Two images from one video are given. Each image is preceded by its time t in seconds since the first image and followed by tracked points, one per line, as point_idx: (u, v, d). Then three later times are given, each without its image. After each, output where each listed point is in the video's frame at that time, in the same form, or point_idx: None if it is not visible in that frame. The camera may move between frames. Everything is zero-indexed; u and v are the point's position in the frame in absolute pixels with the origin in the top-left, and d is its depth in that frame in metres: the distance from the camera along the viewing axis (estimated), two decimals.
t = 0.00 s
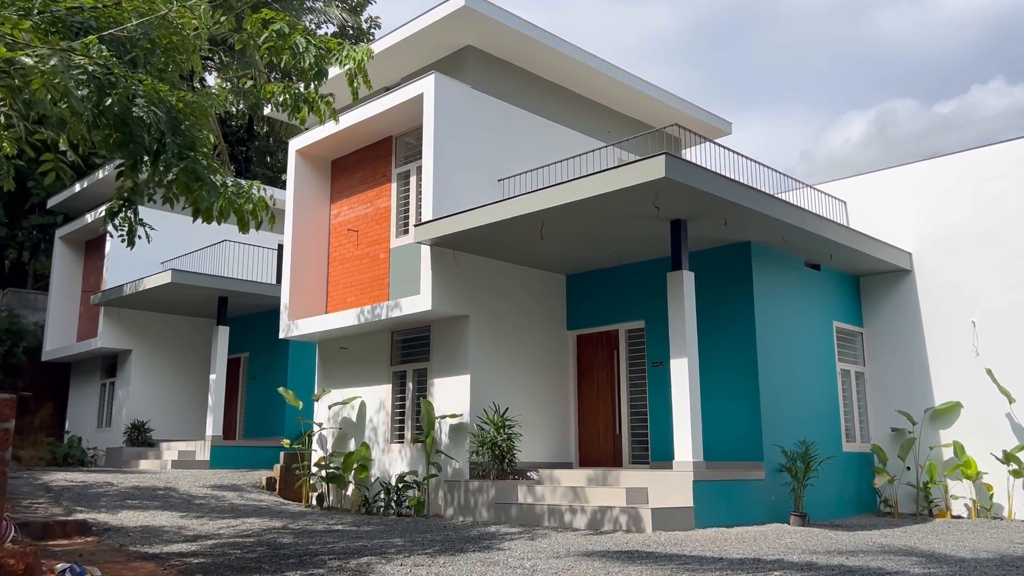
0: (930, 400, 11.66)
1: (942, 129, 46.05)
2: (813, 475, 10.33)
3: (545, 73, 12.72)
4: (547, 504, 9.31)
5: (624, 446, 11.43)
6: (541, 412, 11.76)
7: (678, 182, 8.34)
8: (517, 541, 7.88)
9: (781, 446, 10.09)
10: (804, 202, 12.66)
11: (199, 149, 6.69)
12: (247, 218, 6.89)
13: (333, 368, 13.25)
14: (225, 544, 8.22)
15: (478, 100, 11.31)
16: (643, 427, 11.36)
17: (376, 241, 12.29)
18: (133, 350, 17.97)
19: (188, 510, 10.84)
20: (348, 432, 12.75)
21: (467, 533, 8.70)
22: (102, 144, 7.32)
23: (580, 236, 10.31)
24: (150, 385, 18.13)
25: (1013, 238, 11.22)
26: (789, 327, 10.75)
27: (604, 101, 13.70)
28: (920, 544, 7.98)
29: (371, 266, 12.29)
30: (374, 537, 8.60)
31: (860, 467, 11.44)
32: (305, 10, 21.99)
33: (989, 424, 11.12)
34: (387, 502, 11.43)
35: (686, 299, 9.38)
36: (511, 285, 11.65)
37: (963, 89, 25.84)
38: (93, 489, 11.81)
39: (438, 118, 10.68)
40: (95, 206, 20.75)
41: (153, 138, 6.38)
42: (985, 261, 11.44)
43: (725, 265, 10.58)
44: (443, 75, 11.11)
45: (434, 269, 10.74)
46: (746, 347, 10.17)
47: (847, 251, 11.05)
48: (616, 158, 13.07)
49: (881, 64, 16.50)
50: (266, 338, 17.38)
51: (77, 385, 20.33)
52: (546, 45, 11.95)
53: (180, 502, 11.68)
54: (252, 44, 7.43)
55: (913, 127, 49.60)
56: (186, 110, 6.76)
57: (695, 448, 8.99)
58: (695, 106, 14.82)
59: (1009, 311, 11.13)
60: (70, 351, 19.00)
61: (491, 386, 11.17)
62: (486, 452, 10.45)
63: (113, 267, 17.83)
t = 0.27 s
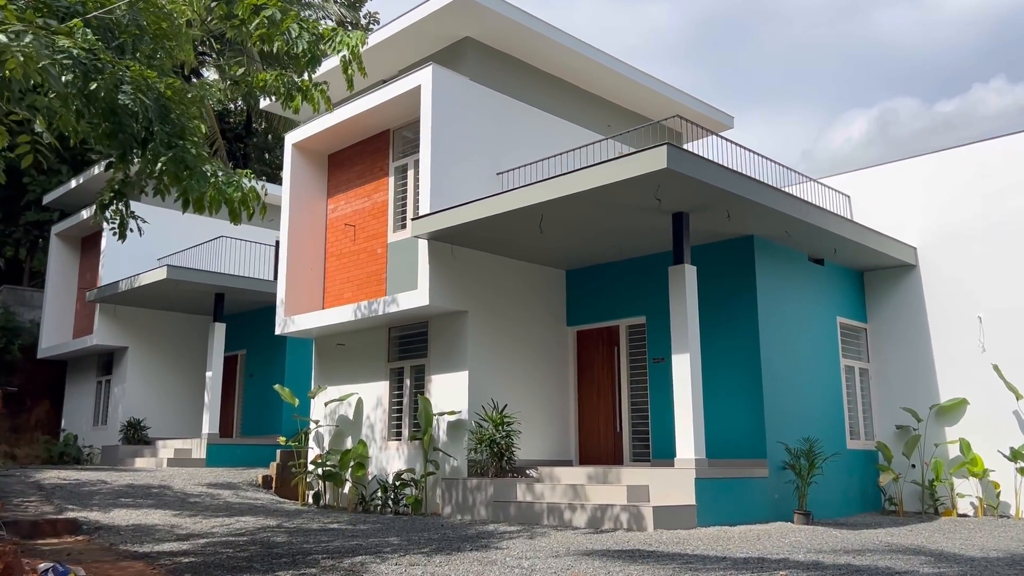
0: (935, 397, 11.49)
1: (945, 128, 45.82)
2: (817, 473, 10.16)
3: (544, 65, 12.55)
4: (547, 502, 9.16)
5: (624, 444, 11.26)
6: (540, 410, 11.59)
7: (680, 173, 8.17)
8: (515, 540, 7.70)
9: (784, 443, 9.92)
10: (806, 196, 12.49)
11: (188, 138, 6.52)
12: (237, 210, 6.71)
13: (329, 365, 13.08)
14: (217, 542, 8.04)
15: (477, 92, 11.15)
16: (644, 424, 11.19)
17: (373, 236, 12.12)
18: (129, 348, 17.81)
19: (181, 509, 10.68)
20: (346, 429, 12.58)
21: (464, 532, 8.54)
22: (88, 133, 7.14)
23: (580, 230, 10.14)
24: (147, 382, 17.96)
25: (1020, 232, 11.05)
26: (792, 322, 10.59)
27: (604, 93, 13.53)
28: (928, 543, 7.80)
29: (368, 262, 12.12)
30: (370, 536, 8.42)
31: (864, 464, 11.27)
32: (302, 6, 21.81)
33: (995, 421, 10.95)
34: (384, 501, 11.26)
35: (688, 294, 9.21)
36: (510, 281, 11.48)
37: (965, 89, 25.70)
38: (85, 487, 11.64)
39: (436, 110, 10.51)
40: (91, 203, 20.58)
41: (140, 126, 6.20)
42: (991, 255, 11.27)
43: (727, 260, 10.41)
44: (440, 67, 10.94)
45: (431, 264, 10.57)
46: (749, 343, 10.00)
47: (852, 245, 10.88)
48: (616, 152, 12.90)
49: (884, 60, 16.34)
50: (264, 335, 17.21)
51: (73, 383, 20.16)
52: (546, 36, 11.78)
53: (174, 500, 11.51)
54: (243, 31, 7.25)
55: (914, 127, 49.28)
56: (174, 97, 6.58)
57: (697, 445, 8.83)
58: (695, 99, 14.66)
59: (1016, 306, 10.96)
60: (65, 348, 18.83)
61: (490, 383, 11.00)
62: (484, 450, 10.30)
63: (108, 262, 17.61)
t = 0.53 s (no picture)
0: (942, 393, 11.31)
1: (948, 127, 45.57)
2: (822, 471, 9.99)
3: (544, 57, 12.37)
4: (548, 501, 8.99)
5: (626, 441, 11.09)
6: (540, 407, 11.41)
7: (684, 164, 7.99)
8: (516, 539, 7.53)
9: (789, 440, 9.75)
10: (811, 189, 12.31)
11: (179, 126, 6.34)
12: (230, 200, 6.54)
13: (327, 362, 12.90)
14: (211, 542, 7.87)
15: (476, 83, 10.97)
16: (646, 422, 11.02)
17: (371, 231, 11.94)
18: (126, 345, 17.64)
19: (176, 507, 10.51)
20: (343, 427, 12.41)
21: (463, 531, 8.36)
22: (77, 121, 6.96)
23: (581, 223, 9.96)
24: (143, 380, 17.80)
25: None
26: (797, 318, 10.41)
27: (605, 86, 13.35)
28: (940, 543, 7.63)
29: (366, 257, 11.94)
30: (367, 535, 8.24)
31: (870, 462, 11.10)
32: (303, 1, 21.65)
33: (1003, 418, 10.77)
34: (382, 499, 11.09)
35: (691, 288, 9.03)
36: (509, 276, 11.30)
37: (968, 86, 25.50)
38: (79, 485, 11.47)
39: (434, 101, 10.33)
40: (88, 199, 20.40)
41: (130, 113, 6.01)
42: (999, 250, 11.09)
43: (732, 254, 10.23)
44: (439, 58, 10.76)
45: (430, 258, 10.40)
46: (753, 339, 9.83)
47: (858, 240, 10.69)
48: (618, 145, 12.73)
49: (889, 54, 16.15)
50: (261, 332, 17.04)
51: (69, 380, 20.00)
52: (545, 27, 11.61)
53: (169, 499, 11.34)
54: (235, 15, 7.05)
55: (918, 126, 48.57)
56: (164, 82, 6.38)
57: (701, 442, 8.65)
58: (697, 92, 14.47)
59: None
60: (62, 346, 18.66)
61: (490, 379, 10.83)
62: (484, 447, 10.13)
63: (104, 258, 17.42)
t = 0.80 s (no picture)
0: (949, 391, 11.14)
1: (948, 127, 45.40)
2: (828, 470, 9.82)
3: (545, 50, 12.20)
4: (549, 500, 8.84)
5: (628, 439, 10.93)
6: (541, 405, 11.24)
7: (689, 156, 7.83)
8: (517, 540, 7.38)
9: (795, 438, 9.58)
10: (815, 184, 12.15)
11: (170, 115, 6.16)
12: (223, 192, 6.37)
13: (325, 359, 12.74)
14: (205, 542, 7.71)
15: (475, 76, 10.81)
16: (648, 420, 10.85)
17: (369, 226, 11.77)
18: (123, 343, 17.48)
19: (171, 507, 10.34)
20: (341, 425, 12.25)
21: (463, 531, 8.21)
22: (66, 112, 6.81)
23: (582, 218, 9.80)
24: (140, 378, 17.65)
25: None
26: (802, 314, 10.24)
27: (606, 80, 13.19)
28: (950, 543, 7.48)
29: (364, 253, 11.78)
30: (365, 535, 8.07)
31: (876, 461, 10.93)
32: None
33: (1011, 416, 10.60)
34: (380, 499, 10.92)
35: (695, 283, 8.87)
36: (509, 272, 11.13)
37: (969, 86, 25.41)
38: (73, 484, 11.30)
39: (433, 94, 10.17)
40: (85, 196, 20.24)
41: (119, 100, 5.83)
42: (1007, 245, 10.92)
43: (737, 249, 10.06)
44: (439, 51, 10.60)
45: (430, 253, 10.23)
46: (757, 335, 9.66)
47: (865, 235, 10.52)
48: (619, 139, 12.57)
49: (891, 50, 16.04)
50: (259, 330, 16.88)
51: (66, 378, 19.83)
52: (546, 20, 11.46)
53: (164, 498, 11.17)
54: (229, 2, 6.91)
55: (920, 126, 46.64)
56: (154, 69, 6.23)
57: (705, 440, 8.49)
58: (699, 86, 14.31)
59: None
60: (58, 343, 18.50)
61: (490, 376, 10.67)
62: (484, 446, 9.96)
63: (101, 256, 17.28)
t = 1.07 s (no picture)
0: (954, 389, 10.98)
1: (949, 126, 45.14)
2: (832, 469, 9.66)
3: (545, 43, 12.04)
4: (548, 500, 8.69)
5: (628, 437, 10.78)
6: (541, 402, 11.09)
7: (691, 149, 7.67)
8: (515, 540, 7.22)
9: (798, 437, 9.43)
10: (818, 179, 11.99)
11: (159, 104, 5.98)
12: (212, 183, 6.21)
13: (321, 357, 12.58)
14: (197, 542, 7.55)
15: (474, 69, 10.65)
16: (649, 418, 10.69)
17: (366, 222, 11.60)
18: (118, 340, 17.33)
19: (164, 506, 10.17)
20: (338, 424, 12.09)
21: (461, 532, 8.05)
22: (51, 101, 6.63)
23: (582, 213, 9.65)
24: (136, 376, 17.50)
25: None
26: (806, 311, 10.08)
27: (606, 74, 13.04)
28: (957, 543, 7.34)
29: (361, 249, 11.62)
30: (360, 535, 7.91)
31: (880, 460, 10.78)
32: None
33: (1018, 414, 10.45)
34: (377, 498, 10.76)
35: (696, 279, 8.71)
36: (508, 268, 10.97)
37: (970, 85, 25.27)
38: (65, 484, 11.13)
39: (431, 86, 10.01)
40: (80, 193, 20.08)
41: (105, 87, 5.66)
42: (1013, 241, 10.77)
43: (739, 245, 9.90)
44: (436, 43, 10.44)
45: (427, 249, 10.08)
46: (760, 332, 9.51)
47: (869, 230, 10.36)
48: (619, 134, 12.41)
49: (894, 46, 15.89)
50: (256, 328, 16.73)
51: (61, 377, 19.67)
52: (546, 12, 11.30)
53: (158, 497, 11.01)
54: None
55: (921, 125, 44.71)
56: (142, 56, 6.07)
57: (707, 439, 8.33)
58: (701, 81, 14.15)
59: None
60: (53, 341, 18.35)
61: (489, 374, 10.51)
62: (482, 444, 9.81)
63: (96, 253, 17.14)
